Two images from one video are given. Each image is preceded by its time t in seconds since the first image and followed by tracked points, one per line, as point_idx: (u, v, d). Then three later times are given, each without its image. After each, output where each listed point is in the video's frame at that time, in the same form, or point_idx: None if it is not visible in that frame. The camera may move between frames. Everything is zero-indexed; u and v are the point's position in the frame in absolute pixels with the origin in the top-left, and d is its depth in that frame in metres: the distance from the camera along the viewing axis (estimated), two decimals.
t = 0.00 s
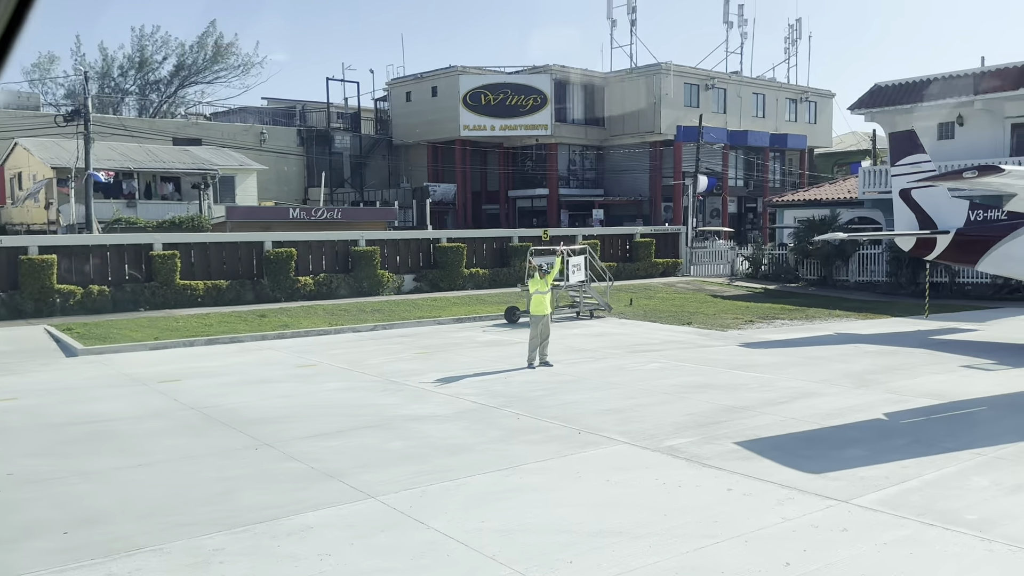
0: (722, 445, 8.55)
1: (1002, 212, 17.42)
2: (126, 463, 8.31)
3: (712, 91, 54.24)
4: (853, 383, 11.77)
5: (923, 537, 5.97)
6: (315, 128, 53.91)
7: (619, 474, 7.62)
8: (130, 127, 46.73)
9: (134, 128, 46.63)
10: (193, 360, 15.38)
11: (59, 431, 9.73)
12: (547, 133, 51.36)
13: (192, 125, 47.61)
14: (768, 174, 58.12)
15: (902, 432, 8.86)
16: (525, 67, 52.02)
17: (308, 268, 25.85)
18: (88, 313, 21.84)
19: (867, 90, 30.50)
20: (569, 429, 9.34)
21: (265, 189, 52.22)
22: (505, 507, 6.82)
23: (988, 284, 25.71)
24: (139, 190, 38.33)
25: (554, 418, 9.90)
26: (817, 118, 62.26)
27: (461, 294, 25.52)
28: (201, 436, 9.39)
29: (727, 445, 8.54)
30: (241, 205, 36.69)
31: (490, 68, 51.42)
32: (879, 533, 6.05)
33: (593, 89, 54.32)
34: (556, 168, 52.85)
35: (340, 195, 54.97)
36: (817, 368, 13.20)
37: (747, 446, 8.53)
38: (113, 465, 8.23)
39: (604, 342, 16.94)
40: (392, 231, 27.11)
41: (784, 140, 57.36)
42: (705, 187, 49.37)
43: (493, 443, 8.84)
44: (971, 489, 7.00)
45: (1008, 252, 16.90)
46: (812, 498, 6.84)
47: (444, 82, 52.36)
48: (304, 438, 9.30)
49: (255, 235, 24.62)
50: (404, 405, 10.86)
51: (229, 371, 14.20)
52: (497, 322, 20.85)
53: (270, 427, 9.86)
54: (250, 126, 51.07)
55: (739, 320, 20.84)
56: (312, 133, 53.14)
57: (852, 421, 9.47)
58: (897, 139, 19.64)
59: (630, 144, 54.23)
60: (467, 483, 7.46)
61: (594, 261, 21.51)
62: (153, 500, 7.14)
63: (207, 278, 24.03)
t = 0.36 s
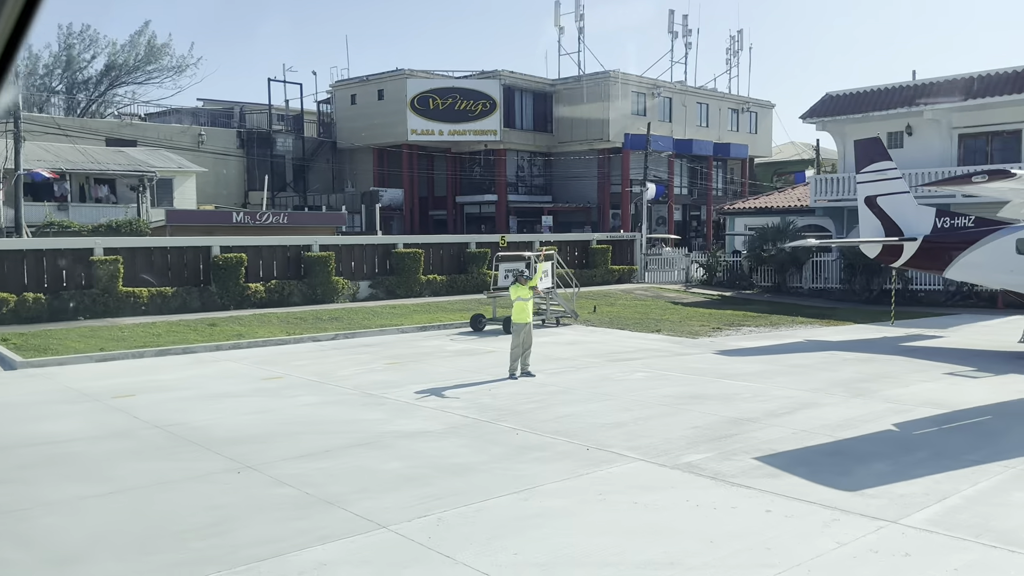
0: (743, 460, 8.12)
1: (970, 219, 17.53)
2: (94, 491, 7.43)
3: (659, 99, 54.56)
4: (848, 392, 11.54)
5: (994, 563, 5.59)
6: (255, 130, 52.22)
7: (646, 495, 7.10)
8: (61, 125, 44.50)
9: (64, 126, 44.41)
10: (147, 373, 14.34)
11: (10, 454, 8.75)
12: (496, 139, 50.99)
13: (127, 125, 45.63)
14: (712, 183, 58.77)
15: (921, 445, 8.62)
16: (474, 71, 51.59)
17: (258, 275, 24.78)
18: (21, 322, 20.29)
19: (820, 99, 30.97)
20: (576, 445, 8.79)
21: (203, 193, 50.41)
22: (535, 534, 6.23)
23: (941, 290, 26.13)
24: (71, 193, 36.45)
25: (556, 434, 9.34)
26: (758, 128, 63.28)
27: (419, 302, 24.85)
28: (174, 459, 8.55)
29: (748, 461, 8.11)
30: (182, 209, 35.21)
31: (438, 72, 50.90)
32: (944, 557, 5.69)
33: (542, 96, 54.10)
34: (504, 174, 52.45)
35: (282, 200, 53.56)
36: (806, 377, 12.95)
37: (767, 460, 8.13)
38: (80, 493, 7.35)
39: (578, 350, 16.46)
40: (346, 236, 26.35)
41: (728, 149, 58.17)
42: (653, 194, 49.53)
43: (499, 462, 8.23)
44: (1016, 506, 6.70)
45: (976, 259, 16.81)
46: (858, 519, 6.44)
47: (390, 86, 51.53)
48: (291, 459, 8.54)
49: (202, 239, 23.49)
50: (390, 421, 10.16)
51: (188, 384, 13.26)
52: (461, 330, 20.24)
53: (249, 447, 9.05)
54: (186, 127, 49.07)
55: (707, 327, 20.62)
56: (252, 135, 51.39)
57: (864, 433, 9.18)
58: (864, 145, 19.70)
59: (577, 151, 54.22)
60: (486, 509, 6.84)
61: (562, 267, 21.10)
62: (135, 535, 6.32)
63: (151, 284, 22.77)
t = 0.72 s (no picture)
0: (770, 480, 7.68)
1: (945, 226, 17.53)
2: (68, 527, 6.61)
3: (613, 105, 54.60)
4: (849, 403, 11.26)
5: None
6: (200, 131, 50.47)
7: (682, 521, 6.59)
8: None
9: None
10: (103, 387, 13.31)
11: None
12: (450, 143, 50.41)
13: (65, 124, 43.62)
14: (665, 190, 59.05)
15: (945, 459, 8.31)
16: (428, 74, 50.95)
17: (212, 282, 23.66)
18: None
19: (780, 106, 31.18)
20: (590, 464, 8.23)
21: (146, 196, 48.55)
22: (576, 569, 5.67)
23: (902, 296, 26.51)
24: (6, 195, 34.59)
25: (565, 452, 8.79)
26: (708, 136, 63.86)
27: (382, 309, 24.10)
28: (153, 488, 7.74)
29: (775, 480, 7.67)
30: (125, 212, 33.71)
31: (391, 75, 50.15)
32: None
33: (496, 100, 53.67)
34: (458, 179, 51.81)
35: (228, 203, 52.00)
36: (799, 388, 12.64)
37: (795, 479, 7.72)
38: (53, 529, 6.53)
39: (558, 360, 15.93)
40: (304, 241, 25.46)
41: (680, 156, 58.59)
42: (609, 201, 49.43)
43: (512, 485, 7.64)
44: None
45: (952, 265, 16.88)
46: (916, 544, 6.04)
47: (342, 87, 50.57)
48: (283, 484, 7.81)
49: (152, 244, 22.28)
50: (381, 440, 9.46)
51: (151, 400, 12.34)
52: (430, 339, 19.58)
53: (233, 471, 8.28)
54: (129, 126, 45.95)
55: (680, 335, 20.31)
56: (196, 137, 49.61)
57: (883, 447, 8.84)
58: (835, 153, 19.73)
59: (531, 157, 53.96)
60: (514, 540, 6.24)
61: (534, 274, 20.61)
62: None
63: (98, 292, 21.53)
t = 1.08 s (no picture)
0: (811, 499, 7.26)
1: (928, 232, 17.47)
2: (56, 565, 5.86)
3: (575, 110, 54.40)
4: (859, 413, 10.96)
5: None
6: (152, 131, 48.78)
7: (735, 548, 6.11)
8: None
9: None
10: (68, 401, 12.42)
11: None
12: (412, 145, 49.72)
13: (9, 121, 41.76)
14: (625, 194, 59.05)
15: (982, 474, 7.99)
16: (389, 75, 50.22)
17: (173, 288, 22.62)
18: None
19: (749, 111, 31.26)
20: (616, 484, 7.72)
21: (95, 197, 46.81)
22: None
23: (874, 302, 26.46)
24: None
25: (585, 469, 8.28)
26: (668, 141, 64.11)
27: (351, 316, 23.37)
28: (143, 516, 7.02)
29: (816, 499, 7.26)
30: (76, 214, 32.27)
31: (351, 75, 49.32)
32: None
33: (458, 103, 53.06)
34: (420, 182, 51.10)
35: (181, 205, 50.48)
36: (802, 397, 12.33)
37: (836, 498, 7.31)
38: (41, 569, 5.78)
39: (546, 368, 15.42)
40: (269, 245, 24.56)
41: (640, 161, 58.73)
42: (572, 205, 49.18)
43: (539, 508, 7.09)
44: None
45: (936, 271, 16.82)
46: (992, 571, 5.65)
47: (299, 87, 49.44)
48: (289, 510, 7.14)
49: (110, 247, 21.18)
50: (384, 458, 8.83)
51: (123, 414, 11.48)
52: (408, 347, 18.94)
53: (230, 495, 7.59)
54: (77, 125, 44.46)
55: (662, 342, 19.98)
56: (148, 137, 47.96)
57: (913, 461, 8.51)
58: (816, 157, 19.64)
59: (493, 159, 53.47)
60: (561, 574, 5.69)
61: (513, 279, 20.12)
62: None
63: (52, 297, 20.35)
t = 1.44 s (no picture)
0: (867, 517, 6.85)
1: (924, 235, 17.39)
2: None
3: (546, 113, 54.09)
4: (880, 421, 10.65)
5: None
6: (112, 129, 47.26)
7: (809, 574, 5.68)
8: None
9: None
10: (43, 413, 11.60)
11: None
12: (382, 147, 49.00)
13: None
14: (595, 198, 58.89)
15: None
16: (357, 75, 49.44)
17: (143, 292, 21.64)
18: None
19: (727, 114, 31.13)
20: (658, 502, 7.24)
21: (52, 198, 45.17)
22: None
23: (854, 305, 26.58)
24: None
25: (618, 485, 7.79)
26: (637, 145, 64.14)
27: (330, 321, 22.67)
28: (149, 545, 6.37)
29: (873, 517, 6.85)
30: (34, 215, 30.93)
31: (319, 74, 48.44)
32: None
33: (428, 104, 52.40)
34: (389, 183, 50.35)
35: (142, 207, 49.03)
36: (816, 404, 12.00)
37: (893, 514, 6.93)
38: None
39: (543, 375, 14.93)
40: (243, 248, 23.71)
41: (611, 164, 58.62)
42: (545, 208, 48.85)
43: (584, 531, 6.58)
44: None
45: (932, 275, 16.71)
46: None
47: (266, 86, 48.36)
48: (311, 537, 6.54)
49: (77, 250, 20.17)
50: (400, 476, 8.26)
51: (105, 428, 10.72)
52: (393, 353, 18.32)
53: (241, 520, 6.95)
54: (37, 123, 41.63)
55: (653, 347, 19.64)
56: (108, 136, 46.46)
57: (956, 472, 8.18)
58: (806, 160, 19.47)
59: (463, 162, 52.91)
60: None
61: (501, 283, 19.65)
62: None
63: (14, 302, 19.27)
